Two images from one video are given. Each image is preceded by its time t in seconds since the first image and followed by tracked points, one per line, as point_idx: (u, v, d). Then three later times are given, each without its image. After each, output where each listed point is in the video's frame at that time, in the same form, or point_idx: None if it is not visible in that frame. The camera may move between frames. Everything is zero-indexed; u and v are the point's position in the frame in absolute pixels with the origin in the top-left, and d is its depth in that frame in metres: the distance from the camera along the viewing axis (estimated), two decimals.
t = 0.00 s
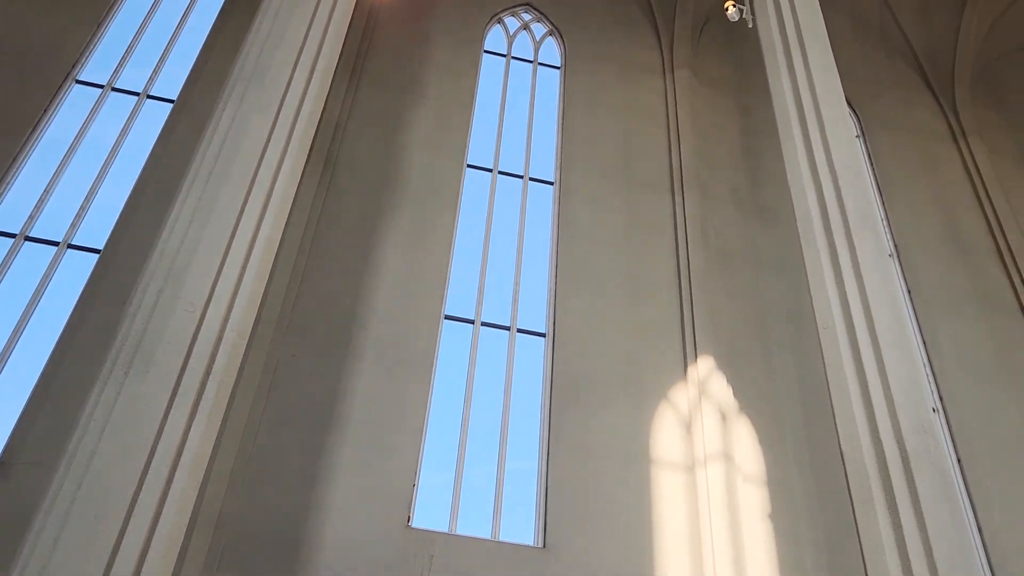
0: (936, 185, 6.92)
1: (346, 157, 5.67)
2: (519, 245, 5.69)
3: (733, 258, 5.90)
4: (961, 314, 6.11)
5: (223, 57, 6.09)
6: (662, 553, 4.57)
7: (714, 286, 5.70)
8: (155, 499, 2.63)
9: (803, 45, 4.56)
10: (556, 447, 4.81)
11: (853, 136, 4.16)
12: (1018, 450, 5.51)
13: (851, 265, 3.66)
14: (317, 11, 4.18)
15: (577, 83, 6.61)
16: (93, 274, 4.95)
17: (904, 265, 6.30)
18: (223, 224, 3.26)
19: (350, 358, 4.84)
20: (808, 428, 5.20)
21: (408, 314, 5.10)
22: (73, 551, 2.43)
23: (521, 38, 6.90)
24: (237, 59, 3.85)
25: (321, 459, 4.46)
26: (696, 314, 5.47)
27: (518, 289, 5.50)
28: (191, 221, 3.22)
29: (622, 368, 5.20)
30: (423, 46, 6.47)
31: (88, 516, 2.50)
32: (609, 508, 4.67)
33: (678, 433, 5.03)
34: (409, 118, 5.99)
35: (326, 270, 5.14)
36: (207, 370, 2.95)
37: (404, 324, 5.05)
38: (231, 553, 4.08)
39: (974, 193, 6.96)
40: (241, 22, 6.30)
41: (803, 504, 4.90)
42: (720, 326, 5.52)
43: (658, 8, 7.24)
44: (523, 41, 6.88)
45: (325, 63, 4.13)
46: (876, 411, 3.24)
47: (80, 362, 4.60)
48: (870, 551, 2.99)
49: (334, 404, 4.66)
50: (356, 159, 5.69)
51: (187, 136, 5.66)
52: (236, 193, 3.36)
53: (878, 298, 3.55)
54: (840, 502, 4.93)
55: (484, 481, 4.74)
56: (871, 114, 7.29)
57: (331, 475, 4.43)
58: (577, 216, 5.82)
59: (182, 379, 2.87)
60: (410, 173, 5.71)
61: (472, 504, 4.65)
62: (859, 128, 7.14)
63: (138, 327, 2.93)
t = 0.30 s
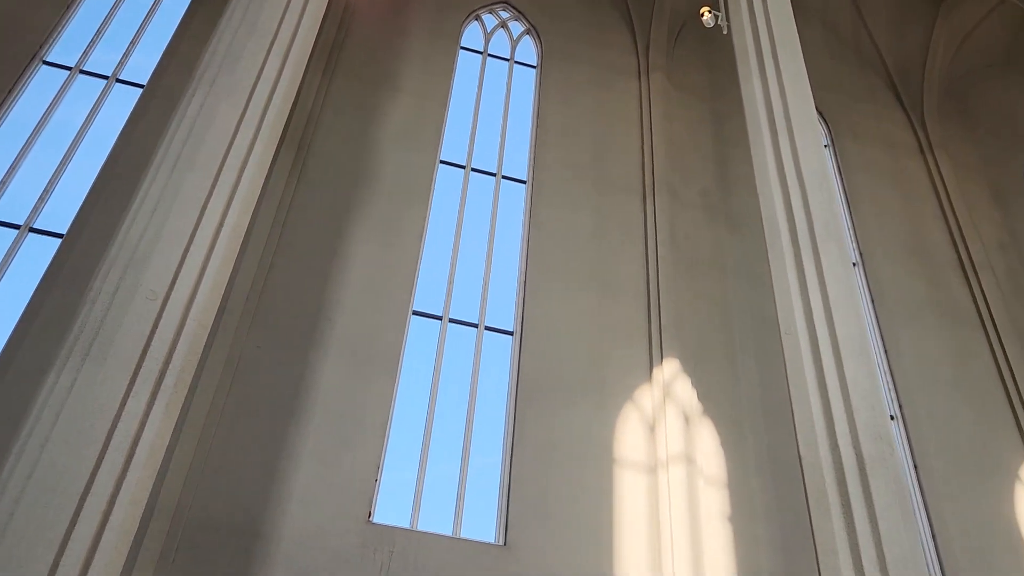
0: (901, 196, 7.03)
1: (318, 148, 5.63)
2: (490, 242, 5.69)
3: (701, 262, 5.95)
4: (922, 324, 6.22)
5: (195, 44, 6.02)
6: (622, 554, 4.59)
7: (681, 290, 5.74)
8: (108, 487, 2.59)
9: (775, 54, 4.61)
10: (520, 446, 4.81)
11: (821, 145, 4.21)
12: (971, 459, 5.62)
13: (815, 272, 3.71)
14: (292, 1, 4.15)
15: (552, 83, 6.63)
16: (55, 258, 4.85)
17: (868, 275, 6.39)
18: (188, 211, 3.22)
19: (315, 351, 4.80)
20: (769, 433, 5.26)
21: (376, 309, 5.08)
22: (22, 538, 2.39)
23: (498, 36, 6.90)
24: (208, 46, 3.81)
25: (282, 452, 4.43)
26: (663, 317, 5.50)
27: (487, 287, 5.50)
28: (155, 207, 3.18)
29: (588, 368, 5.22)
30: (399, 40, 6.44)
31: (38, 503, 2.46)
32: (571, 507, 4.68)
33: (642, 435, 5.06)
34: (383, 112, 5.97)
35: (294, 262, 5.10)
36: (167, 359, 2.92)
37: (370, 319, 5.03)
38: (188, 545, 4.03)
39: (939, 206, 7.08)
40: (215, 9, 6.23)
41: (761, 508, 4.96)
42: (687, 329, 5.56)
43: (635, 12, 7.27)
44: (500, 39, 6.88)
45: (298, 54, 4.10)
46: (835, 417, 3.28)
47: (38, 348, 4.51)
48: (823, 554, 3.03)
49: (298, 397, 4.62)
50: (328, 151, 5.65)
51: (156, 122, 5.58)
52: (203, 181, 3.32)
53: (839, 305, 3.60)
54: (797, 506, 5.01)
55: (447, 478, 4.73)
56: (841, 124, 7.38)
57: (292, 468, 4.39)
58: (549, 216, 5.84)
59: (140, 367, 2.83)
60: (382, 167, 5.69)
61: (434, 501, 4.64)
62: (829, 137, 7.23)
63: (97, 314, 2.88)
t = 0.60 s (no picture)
0: (871, 206, 7.12)
1: (292, 139, 5.58)
2: (463, 239, 5.68)
3: (673, 266, 5.97)
4: (887, 333, 6.30)
5: (169, 29, 5.94)
6: (585, 554, 4.60)
7: (652, 292, 5.77)
8: (64, 475, 2.54)
9: (752, 61, 4.64)
10: (486, 443, 4.81)
11: (793, 153, 4.24)
12: (931, 467, 5.70)
13: (783, 278, 3.74)
14: None
15: (530, 82, 6.62)
16: (18, 241, 4.76)
17: (836, 283, 6.46)
18: (155, 197, 3.17)
19: (282, 344, 4.76)
20: (734, 437, 5.30)
21: (345, 302, 5.04)
22: None
23: (478, 32, 6.88)
24: (182, 31, 3.76)
25: (245, 444, 4.38)
26: (633, 319, 5.52)
27: (458, 284, 5.48)
28: (122, 191, 3.13)
29: (557, 368, 5.22)
30: (378, 33, 6.40)
31: None
32: (535, 506, 4.68)
33: (608, 436, 5.08)
34: (359, 105, 5.93)
35: (263, 252, 5.05)
36: (129, 346, 2.87)
37: (340, 312, 4.99)
38: (145, 536, 3.98)
39: (907, 218, 7.18)
40: None
41: (724, 511, 5.00)
42: (656, 332, 5.58)
43: (615, 14, 7.29)
44: (479, 36, 6.86)
45: (274, 42, 4.05)
46: (798, 423, 3.31)
47: None
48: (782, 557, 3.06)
49: (263, 389, 4.58)
50: (302, 142, 5.60)
51: (126, 106, 5.51)
52: (171, 167, 3.27)
53: (806, 311, 3.63)
54: (758, 510, 5.06)
55: (412, 475, 4.71)
56: (815, 133, 7.45)
57: (256, 460, 4.35)
58: (522, 215, 5.83)
59: (101, 354, 2.78)
60: (357, 161, 5.65)
61: (398, 497, 4.62)
62: (803, 146, 7.30)
63: (58, 299, 2.83)
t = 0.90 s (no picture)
0: (844, 217, 7.20)
1: (268, 128, 5.53)
2: (437, 235, 5.65)
3: (646, 268, 6.00)
4: (855, 342, 6.37)
5: (145, 12, 5.84)
6: (549, 554, 4.61)
7: (625, 294, 5.79)
8: (20, 461, 2.49)
9: (731, 67, 4.67)
10: (454, 441, 4.79)
11: (769, 161, 4.26)
12: (893, 475, 5.78)
13: (755, 284, 3.77)
14: None
15: (510, 80, 6.62)
16: None
17: (807, 291, 6.53)
18: (125, 182, 3.12)
19: (252, 334, 4.71)
20: (701, 441, 5.35)
21: (317, 295, 5.01)
22: None
23: (460, 29, 6.85)
24: (159, 14, 3.71)
25: (210, 434, 4.33)
26: (605, 320, 5.54)
27: (431, 279, 5.46)
28: (91, 175, 3.07)
29: (528, 367, 5.22)
30: (358, 25, 6.36)
31: None
32: (501, 504, 4.68)
33: (577, 436, 5.09)
34: (337, 97, 5.89)
35: (236, 242, 5.00)
36: (93, 332, 2.82)
37: (311, 304, 4.96)
38: (105, 526, 3.92)
39: (879, 229, 7.27)
40: None
41: (688, 513, 5.04)
42: (628, 334, 5.60)
43: (597, 15, 7.30)
44: (461, 33, 6.83)
45: (254, 28, 4.01)
46: (764, 428, 3.34)
47: None
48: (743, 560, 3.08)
49: (230, 380, 4.53)
50: (277, 132, 5.55)
51: (99, 90, 5.42)
52: (143, 152, 3.22)
53: (776, 317, 3.66)
54: (721, 513, 5.10)
55: (379, 470, 4.69)
56: (791, 143, 7.52)
57: (221, 452, 4.31)
58: (498, 213, 5.83)
59: (63, 339, 2.74)
60: (333, 153, 5.62)
61: (364, 492, 4.59)
62: (778, 154, 7.37)
63: (21, 281, 2.77)
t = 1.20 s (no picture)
0: (819, 227, 7.26)
1: (246, 118, 5.47)
2: (415, 231, 5.63)
3: (622, 271, 6.01)
4: (826, 352, 6.43)
5: None
6: (516, 554, 4.60)
7: (601, 296, 5.80)
8: None
9: (713, 73, 4.70)
10: (425, 438, 4.77)
11: (747, 168, 4.26)
12: (859, 484, 5.84)
13: (729, 290, 3.79)
14: None
15: (493, 79, 6.61)
16: None
17: (781, 300, 6.58)
18: (98, 165, 3.07)
19: (223, 325, 4.66)
20: (672, 445, 5.37)
21: (291, 287, 4.96)
22: None
23: (444, 25, 6.83)
24: None
25: (177, 425, 4.28)
26: (579, 322, 5.54)
27: (407, 276, 5.44)
28: (63, 157, 3.02)
29: (501, 366, 5.22)
30: (342, 18, 6.32)
31: None
32: (469, 503, 4.67)
33: (548, 437, 5.09)
34: (318, 89, 5.85)
35: (210, 232, 4.94)
36: (60, 317, 2.77)
37: (284, 296, 4.91)
38: (66, 515, 3.85)
39: (853, 240, 7.34)
40: None
41: (656, 516, 5.06)
42: (602, 336, 5.61)
43: (583, 18, 7.31)
44: (445, 29, 6.81)
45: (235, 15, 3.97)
46: (733, 434, 3.35)
47: None
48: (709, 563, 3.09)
49: (200, 370, 4.48)
50: (257, 122, 5.50)
51: (75, 71, 5.32)
52: (117, 136, 3.17)
53: (749, 324, 3.68)
54: (688, 517, 5.13)
55: (347, 466, 4.66)
56: (770, 152, 7.58)
57: (188, 442, 4.26)
58: (476, 211, 5.82)
59: (29, 322, 2.68)
60: (312, 145, 5.57)
61: (332, 487, 4.56)
62: (757, 162, 7.42)
63: None
